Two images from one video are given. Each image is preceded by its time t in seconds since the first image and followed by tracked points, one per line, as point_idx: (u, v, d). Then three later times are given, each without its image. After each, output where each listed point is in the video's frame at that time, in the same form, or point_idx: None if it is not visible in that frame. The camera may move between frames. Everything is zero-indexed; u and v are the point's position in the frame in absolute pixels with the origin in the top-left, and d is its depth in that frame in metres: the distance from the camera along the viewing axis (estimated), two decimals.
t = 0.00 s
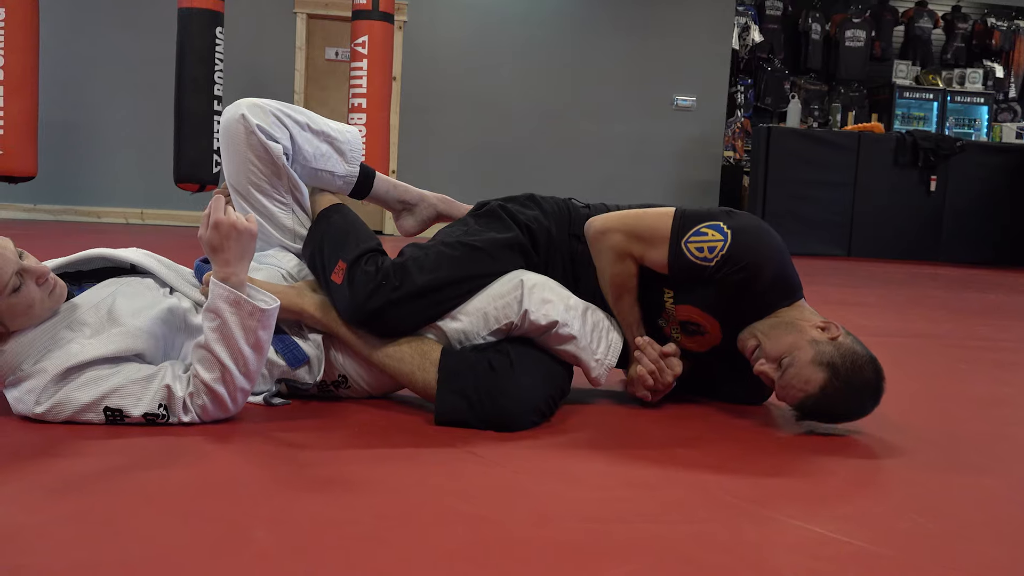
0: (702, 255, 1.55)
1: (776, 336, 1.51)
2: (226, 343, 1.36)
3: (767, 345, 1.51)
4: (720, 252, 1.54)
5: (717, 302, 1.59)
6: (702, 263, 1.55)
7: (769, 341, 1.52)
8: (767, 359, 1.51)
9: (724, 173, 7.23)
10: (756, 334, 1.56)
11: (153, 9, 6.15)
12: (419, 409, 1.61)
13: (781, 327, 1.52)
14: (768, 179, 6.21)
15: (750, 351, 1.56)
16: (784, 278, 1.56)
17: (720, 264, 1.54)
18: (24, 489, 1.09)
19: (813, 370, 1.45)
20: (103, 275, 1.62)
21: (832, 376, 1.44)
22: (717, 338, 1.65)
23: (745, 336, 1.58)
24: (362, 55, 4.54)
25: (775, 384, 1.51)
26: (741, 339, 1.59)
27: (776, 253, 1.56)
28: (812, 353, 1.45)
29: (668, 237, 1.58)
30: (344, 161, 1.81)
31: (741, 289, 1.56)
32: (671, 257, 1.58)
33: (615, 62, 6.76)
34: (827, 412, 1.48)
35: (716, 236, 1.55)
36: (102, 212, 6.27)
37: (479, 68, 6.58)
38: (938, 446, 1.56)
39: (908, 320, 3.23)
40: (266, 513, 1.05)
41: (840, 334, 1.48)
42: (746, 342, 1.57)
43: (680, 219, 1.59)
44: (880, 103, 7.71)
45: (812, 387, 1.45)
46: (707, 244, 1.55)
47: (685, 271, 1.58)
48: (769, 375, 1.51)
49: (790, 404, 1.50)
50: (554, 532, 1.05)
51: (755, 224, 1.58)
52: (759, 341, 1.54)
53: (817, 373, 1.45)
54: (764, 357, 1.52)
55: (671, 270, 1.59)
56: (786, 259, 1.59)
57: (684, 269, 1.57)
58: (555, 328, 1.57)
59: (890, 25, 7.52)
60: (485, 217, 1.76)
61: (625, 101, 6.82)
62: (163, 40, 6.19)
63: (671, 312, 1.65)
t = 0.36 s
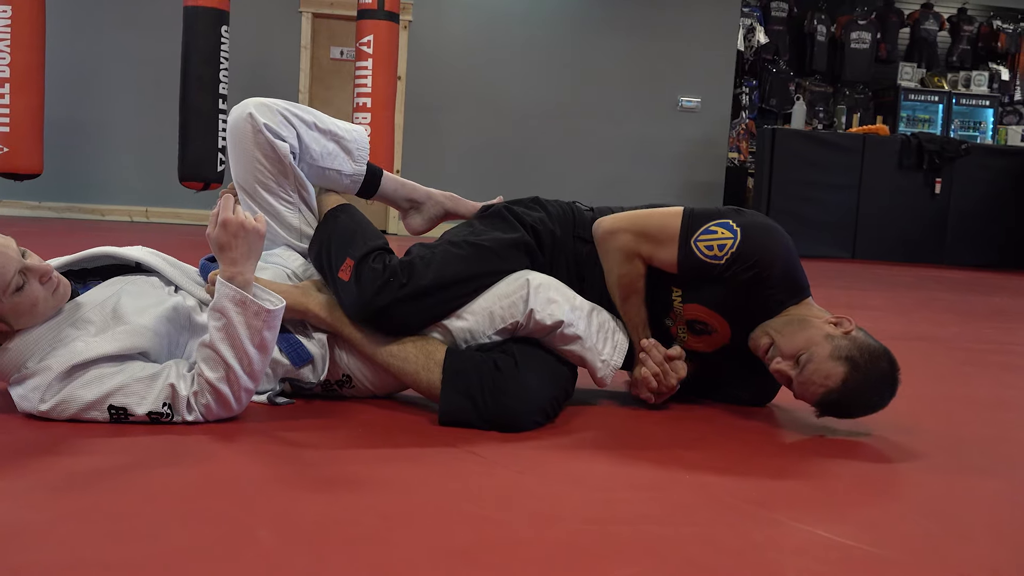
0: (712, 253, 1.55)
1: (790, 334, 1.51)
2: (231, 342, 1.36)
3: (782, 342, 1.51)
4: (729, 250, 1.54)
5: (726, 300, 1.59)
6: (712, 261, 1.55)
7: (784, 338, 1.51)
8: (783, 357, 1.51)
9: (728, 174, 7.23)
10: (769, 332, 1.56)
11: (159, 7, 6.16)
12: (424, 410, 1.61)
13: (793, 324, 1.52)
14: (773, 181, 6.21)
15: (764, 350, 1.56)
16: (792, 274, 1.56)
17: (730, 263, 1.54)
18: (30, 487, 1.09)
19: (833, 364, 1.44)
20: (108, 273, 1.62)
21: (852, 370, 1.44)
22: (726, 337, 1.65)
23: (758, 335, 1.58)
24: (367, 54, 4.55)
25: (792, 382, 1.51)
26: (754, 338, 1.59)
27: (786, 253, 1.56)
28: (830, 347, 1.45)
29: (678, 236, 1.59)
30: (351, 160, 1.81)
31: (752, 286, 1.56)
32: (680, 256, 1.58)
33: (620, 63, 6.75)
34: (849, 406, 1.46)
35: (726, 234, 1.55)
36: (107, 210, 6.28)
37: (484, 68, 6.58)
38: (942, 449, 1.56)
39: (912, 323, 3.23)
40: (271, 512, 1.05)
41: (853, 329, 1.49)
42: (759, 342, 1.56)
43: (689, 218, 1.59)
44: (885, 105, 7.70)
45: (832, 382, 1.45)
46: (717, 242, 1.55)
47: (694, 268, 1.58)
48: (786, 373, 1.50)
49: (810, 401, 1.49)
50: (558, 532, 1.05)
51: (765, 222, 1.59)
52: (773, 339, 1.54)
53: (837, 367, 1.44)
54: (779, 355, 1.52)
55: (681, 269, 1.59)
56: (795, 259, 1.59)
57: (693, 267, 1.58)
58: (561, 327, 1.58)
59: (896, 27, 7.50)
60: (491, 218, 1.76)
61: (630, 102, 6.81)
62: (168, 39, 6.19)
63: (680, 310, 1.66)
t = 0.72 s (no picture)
0: (717, 251, 1.56)
1: (799, 338, 1.51)
2: (235, 342, 1.36)
3: (791, 347, 1.51)
4: (734, 249, 1.55)
5: (733, 302, 1.59)
6: (716, 260, 1.56)
7: (793, 342, 1.51)
8: (792, 361, 1.51)
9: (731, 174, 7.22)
10: (775, 336, 1.56)
11: (160, 6, 6.16)
12: (426, 410, 1.61)
13: (802, 329, 1.52)
14: (775, 181, 6.20)
15: (771, 354, 1.56)
16: (797, 279, 1.56)
17: (735, 261, 1.55)
18: (33, 486, 1.09)
19: (843, 369, 1.46)
20: (111, 273, 1.62)
21: (862, 375, 1.45)
22: (730, 339, 1.65)
23: (764, 339, 1.57)
24: (369, 54, 4.55)
25: (801, 387, 1.51)
26: (760, 342, 1.58)
27: (792, 258, 1.57)
28: (840, 352, 1.46)
29: (684, 232, 1.60)
30: (355, 160, 1.81)
31: (754, 287, 1.57)
32: (685, 253, 1.59)
33: (622, 62, 6.75)
34: (859, 410, 1.48)
35: (732, 233, 1.56)
36: (109, 210, 6.29)
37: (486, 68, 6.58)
38: (944, 449, 1.56)
39: (914, 323, 3.23)
40: (273, 512, 1.05)
41: (861, 334, 1.50)
42: (766, 346, 1.56)
43: (696, 214, 1.60)
44: (887, 104, 7.69)
45: (843, 387, 1.46)
46: (722, 240, 1.56)
47: (697, 266, 1.59)
48: (795, 377, 1.50)
49: (818, 405, 1.51)
50: (560, 532, 1.05)
51: (773, 225, 1.59)
52: (781, 344, 1.53)
53: (847, 372, 1.46)
54: (788, 359, 1.52)
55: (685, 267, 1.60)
56: (799, 261, 1.59)
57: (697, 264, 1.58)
58: (563, 331, 1.57)
59: (898, 27, 7.49)
60: (492, 220, 1.76)
61: (632, 101, 6.81)
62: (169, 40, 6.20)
63: (683, 312, 1.65)
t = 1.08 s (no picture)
0: (726, 214, 1.58)
1: (797, 337, 1.51)
2: (235, 344, 1.36)
3: (789, 345, 1.52)
4: (742, 217, 1.58)
5: (730, 291, 1.59)
6: (722, 222, 1.58)
7: (791, 341, 1.52)
8: (788, 360, 1.52)
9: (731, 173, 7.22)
10: (775, 334, 1.56)
11: (160, 7, 6.17)
12: (425, 410, 1.61)
13: (801, 328, 1.52)
14: (775, 180, 6.20)
15: (769, 352, 1.57)
16: (796, 277, 1.59)
17: (738, 229, 1.56)
18: (33, 489, 1.09)
19: (839, 369, 1.46)
20: (110, 274, 1.62)
21: (858, 375, 1.46)
22: (729, 336, 1.64)
23: (763, 337, 1.58)
24: (368, 55, 4.55)
25: (797, 386, 1.52)
26: (759, 340, 1.60)
27: (787, 253, 1.57)
28: (836, 352, 1.47)
29: (698, 194, 1.63)
30: (353, 160, 1.81)
31: (752, 271, 1.56)
32: (694, 212, 1.61)
33: (621, 61, 6.75)
34: (853, 412, 1.48)
35: (743, 204, 1.60)
36: (109, 212, 6.29)
37: (485, 68, 6.58)
38: (945, 447, 1.56)
39: (914, 321, 3.23)
40: (274, 513, 1.05)
41: (860, 335, 1.51)
42: (765, 343, 1.57)
43: (710, 188, 1.64)
44: (887, 103, 7.69)
45: (839, 387, 1.46)
46: (733, 207, 1.60)
47: (704, 231, 1.59)
48: (791, 377, 1.51)
49: (813, 405, 1.51)
50: (560, 532, 1.05)
51: (783, 226, 1.60)
52: (779, 342, 1.54)
53: (843, 372, 1.46)
54: (785, 357, 1.53)
55: (693, 230, 1.61)
56: (799, 261, 1.61)
57: (706, 226, 1.59)
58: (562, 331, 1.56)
59: (898, 25, 7.49)
60: (489, 220, 1.76)
61: (632, 101, 6.81)
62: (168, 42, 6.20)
63: (683, 305, 1.65)
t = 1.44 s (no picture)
0: (730, 212, 1.59)
1: (800, 329, 1.52)
2: (234, 345, 1.36)
3: (792, 337, 1.52)
4: (746, 216, 1.58)
5: (733, 289, 1.58)
6: (727, 221, 1.58)
7: (795, 333, 1.52)
8: (791, 350, 1.51)
9: (730, 173, 7.22)
10: (777, 327, 1.56)
11: (159, 9, 6.17)
12: (424, 410, 1.61)
13: (805, 321, 1.53)
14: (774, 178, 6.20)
15: (771, 344, 1.56)
16: (796, 274, 1.60)
17: (743, 226, 1.56)
18: (33, 489, 1.09)
19: (843, 360, 1.46)
20: (109, 275, 1.63)
21: (862, 368, 1.46)
22: (729, 335, 1.64)
23: (766, 331, 1.58)
24: (367, 55, 4.55)
25: (799, 376, 1.51)
26: (761, 334, 1.59)
27: (791, 253, 1.59)
28: (841, 344, 1.47)
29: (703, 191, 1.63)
30: (352, 160, 1.81)
31: (757, 268, 1.56)
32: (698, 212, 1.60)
33: (620, 61, 6.75)
34: (855, 404, 1.47)
35: (745, 203, 1.61)
36: (109, 213, 6.30)
37: (485, 68, 6.58)
38: (944, 445, 1.56)
39: (914, 320, 3.22)
40: (274, 514, 1.05)
41: (863, 334, 1.52)
42: (767, 336, 1.57)
43: (714, 185, 1.65)
44: (887, 102, 7.68)
45: (842, 377, 1.46)
46: (736, 206, 1.60)
47: (707, 228, 1.59)
48: (793, 367, 1.51)
49: (814, 396, 1.50)
50: (560, 532, 1.05)
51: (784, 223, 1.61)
52: (782, 334, 1.54)
53: (847, 363, 1.46)
54: (788, 348, 1.52)
55: (695, 228, 1.60)
56: (799, 259, 1.61)
57: (709, 223, 1.59)
58: (561, 332, 1.56)
59: (897, 24, 7.49)
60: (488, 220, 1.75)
61: (631, 100, 6.81)
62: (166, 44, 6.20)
63: (683, 305, 1.65)
